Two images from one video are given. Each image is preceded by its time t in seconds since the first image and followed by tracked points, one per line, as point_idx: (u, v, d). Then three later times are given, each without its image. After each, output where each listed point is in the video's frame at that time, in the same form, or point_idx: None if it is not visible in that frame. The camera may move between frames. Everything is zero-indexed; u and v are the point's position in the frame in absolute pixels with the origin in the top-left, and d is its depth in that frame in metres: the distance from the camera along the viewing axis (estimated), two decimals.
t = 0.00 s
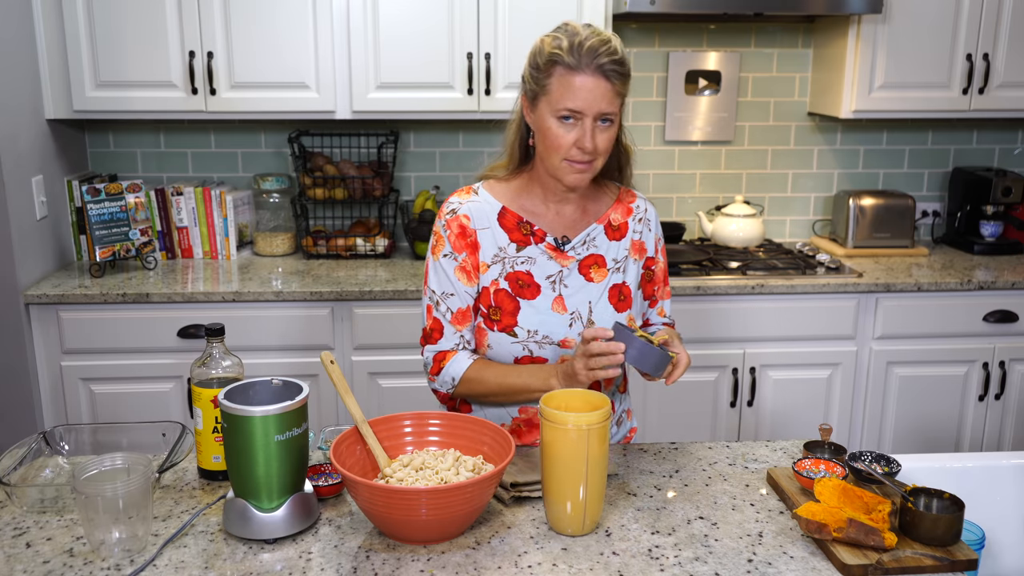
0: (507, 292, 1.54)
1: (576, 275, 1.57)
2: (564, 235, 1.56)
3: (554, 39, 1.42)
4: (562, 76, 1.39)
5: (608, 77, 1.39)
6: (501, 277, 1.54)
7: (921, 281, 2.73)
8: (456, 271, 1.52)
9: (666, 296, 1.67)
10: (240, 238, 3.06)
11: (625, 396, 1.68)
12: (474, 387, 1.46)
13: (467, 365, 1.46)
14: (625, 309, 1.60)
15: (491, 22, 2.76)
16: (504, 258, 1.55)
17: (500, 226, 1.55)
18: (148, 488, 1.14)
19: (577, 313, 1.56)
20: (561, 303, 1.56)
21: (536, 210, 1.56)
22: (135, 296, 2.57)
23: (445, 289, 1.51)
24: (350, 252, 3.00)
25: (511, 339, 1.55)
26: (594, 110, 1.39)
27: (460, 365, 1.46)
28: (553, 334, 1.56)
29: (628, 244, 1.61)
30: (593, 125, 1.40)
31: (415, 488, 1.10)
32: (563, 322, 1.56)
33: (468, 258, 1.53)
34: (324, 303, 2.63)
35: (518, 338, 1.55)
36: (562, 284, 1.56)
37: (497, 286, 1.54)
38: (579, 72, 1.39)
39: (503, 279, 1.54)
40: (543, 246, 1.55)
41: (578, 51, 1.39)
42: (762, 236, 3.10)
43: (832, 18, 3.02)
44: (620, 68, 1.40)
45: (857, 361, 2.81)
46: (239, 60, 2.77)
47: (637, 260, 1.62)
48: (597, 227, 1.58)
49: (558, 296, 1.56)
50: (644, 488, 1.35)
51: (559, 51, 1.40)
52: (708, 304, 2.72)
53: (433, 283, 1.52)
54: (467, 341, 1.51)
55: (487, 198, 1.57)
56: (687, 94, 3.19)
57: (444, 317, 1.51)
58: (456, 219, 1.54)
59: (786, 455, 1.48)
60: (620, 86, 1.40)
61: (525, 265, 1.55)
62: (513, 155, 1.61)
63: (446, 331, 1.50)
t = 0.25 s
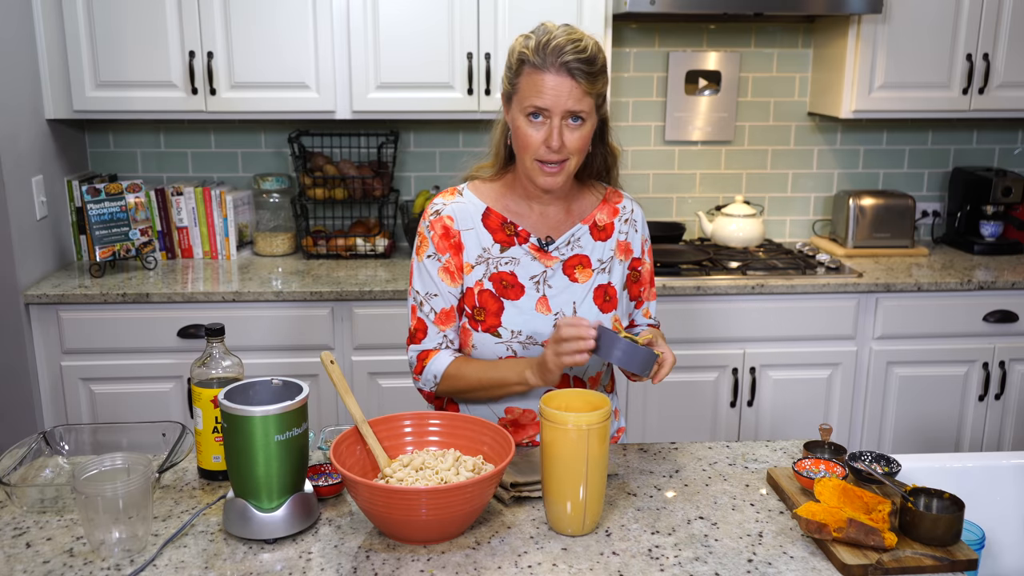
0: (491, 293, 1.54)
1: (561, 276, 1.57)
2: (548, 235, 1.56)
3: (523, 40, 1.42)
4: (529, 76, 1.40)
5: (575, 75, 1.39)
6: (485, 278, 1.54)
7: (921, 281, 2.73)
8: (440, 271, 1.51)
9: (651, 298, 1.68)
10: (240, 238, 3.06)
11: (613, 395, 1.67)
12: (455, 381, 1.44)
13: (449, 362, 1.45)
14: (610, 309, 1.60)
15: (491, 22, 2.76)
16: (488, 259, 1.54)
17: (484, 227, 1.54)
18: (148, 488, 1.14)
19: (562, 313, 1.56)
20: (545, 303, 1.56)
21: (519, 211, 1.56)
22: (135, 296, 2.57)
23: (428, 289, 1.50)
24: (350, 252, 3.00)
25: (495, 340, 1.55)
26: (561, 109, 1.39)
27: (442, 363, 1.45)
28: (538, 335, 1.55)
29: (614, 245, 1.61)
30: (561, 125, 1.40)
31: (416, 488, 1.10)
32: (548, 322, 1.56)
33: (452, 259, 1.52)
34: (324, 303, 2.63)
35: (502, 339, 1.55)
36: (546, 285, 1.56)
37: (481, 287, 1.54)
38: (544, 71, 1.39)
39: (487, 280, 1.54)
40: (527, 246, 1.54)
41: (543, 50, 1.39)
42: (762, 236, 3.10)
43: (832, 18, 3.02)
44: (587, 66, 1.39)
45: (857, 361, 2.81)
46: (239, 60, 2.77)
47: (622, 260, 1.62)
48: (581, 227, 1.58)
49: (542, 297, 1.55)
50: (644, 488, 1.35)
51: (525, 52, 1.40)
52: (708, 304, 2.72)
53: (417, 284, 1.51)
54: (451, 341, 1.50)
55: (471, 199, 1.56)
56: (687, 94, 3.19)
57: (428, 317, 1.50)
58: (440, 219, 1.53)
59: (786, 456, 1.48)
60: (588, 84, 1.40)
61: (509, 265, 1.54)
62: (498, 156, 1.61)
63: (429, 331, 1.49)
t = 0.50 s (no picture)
0: (480, 294, 1.53)
1: (550, 276, 1.55)
2: (536, 236, 1.56)
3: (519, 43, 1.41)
4: (529, 80, 1.39)
5: (574, 80, 1.39)
6: (474, 279, 1.53)
7: (921, 281, 2.73)
8: (427, 272, 1.50)
9: (642, 294, 1.66)
10: (240, 238, 3.06)
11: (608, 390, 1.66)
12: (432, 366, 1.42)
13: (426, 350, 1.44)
14: (600, 308, 1.57)
15: (491, 21, 2.76)
16: (477, 260, 1.53)
17: (473, 228, 1.53)
18: (148, 488, 1.14)
19: (552, 312, 1.54)
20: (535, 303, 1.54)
21: (508, 211, 1.56)
22: (135, 296, 2.57)
23: (414, 290, 1.49)
24: (350, 252, 3.00)
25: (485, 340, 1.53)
26: (559, 113, 1.39)
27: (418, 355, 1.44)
28: (528, 335, 1.54)
29: (603, 243, 1.59)
30: (560, 129, 1.40)
31: (416, 488, 1.10)
32: (538, 322, 1.54)
33: (439, 260, 1.51)
34: (324, 303, 2.63)
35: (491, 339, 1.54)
36: (536, 285, 1.55)
37: (470, 288, 1.53)
38: (543, 76, 1.38)
39: (476, 281, 1.53)
40: (516, 247, 1.54)
41: (542, 54, 1.38)
42: (762, 236, 3.10)
43: (832, 18, 3.02)
44: (586, 71, 1.39)
45: (857, 361, 2.81)
46: (239, 60, 2.77)
47: (611, 258, 1.61)
48: (570, 227, 1.57)
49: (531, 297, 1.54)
50: (644, 488, 1.35)
51: (524, 55, 1.39)
52: (708, 304, 2.72)
53: (403, 285, 1.51)
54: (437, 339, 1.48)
55: (459, 200, 1.55)
56: (687, 94, 3.19)
57: (413, 317, 1.49)
58: (427, 221, 1.53)
59: (786, 456, 1.48)
60: (587, 89, 1.41)
61: (498, 266, 1.53)
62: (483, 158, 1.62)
63: (412, 331, 1.48)
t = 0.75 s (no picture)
0: (497, 296, 1.52)
1: (567, 277, 1.55)
2: (556, 237, 1.56)
3: (564, 52, 1.39)
4: (576, 89, 1.37)
5: (620, 90, 1.39)
6: (491, 280, 1.52)
7: (921, 281, 2.73)
8: (442, 274, 1.50)
9: (669, 291, 1.62)
10: (240, 238, 3.06)
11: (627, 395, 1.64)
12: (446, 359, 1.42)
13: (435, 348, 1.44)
14: (617, 310, 1.56)
15: (491, 21, 2.76)
16: (494, 262, 1.52)
17: (490, 230, 1.53)
18: (148, 488, 1.14)
19: (568, 315, 1.54)
20: (552, 304, 1.54)
21: (530, 214, 1.55)
22: (135, 296, 2.57)
23: (429, 290, 1.50)
24: (350, 252, 3.00)
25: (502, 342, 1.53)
26: (608, 123, 1.39)
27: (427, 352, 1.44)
28: (545, 337, 1.54)
29: (622, 245, 1.58)
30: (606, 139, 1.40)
31: (416, 488, 1.10)
32: (554, 324, 1.54)
33: (455, 262, 1.51)
34: (324, 303, 2.63)
35: (508, 341, 1.54)
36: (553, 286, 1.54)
37: (486, 289, 1.52)
38: (592, 86, 1.37)
39: (492, 283, 1.52)
40: (534, 248, 1.53)
41: (591, 64, 1.37)
42: (762, 236, 3.10)
43: (832, 18, 3.02)
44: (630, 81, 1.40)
45: (857, 361, 2.81)
46: (239, 60, 2.77)
47: (630, 260, 1.59)
48: (588, 228, 1.56)
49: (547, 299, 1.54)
50: (644, 488, 1.35)
51: (571, 64, 1.37)
52: (707, 304, 2.72)
53: (418, 284, 1.51)
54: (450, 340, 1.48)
55: (478, 202, 1.55)
56: (687, 94, 3.19)
57: (426, 317, 1.48)
58: (445, 223, 1.53)
59: (786, 456, 1.48)
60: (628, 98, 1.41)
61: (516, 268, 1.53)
62: (500, 157, 1.60)
63: (424, 330, 1.47)
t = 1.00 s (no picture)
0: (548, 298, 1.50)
1: (622, 286, 1.52)
2: (615, 244, 1.52)
3: (651, 63, 1.34)
4: (665, 104, 1.32)
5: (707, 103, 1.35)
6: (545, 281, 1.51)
7: (921, 281, 2.73)
8: (491, 267, 1.48)
9: (762, 288, 1.54)
10: (240, 238, 3.06)
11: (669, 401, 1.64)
12: (474, 350, 1.40)
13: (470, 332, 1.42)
14: (668, 323, 1.55)
15: (491, 21, 2.76)
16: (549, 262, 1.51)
17: (548, 229, 1.51)
18: (148, 488, 1.14)
19: (617, 323, 1.53)
20: (602, 312, 1.52)
21: (592, 218, 1.52)
22: (135, 296, 2.57)
23: (477, 279, 1.47)
24: (351, 252, 3.00)
25: (548, 343, 1.53)
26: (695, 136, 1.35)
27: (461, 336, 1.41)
28: (591, 343, 1.53)
29: (680, 256, 1.55)
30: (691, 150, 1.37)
31: (416, 488, 1.10)
32: (602, 331, 1.53)
33: (506, 258, 1.49)
34: (324, 303, 2.63)
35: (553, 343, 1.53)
36: (606, 293, 1.52)
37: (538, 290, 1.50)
38: (682, 99, 1.33)
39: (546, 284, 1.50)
40: (590, 253, 1.52)
41: (682, 76, 1.32)
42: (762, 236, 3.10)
43: (832, 18, 3.02)
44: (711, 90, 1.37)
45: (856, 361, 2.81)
46: (239, 60, 2.77)
47: (688, 271, 1.56)
48: (648, 238, 1.53)
49: (599, 305, 1.52)
50: (644, 488, 1.35)
51: (660, 78, 1.32)
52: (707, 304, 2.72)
53: (467, 271, 1.49)
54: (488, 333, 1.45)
55: (539, 201, 1.53)
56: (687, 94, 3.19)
57: (466, 304, 1.45)
58: (503, 218, 1.51)
59: (785, 455, 1.48)
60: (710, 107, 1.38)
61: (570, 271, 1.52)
62: (565, 155, 1.54)
63: (463, 317, 1.44)
